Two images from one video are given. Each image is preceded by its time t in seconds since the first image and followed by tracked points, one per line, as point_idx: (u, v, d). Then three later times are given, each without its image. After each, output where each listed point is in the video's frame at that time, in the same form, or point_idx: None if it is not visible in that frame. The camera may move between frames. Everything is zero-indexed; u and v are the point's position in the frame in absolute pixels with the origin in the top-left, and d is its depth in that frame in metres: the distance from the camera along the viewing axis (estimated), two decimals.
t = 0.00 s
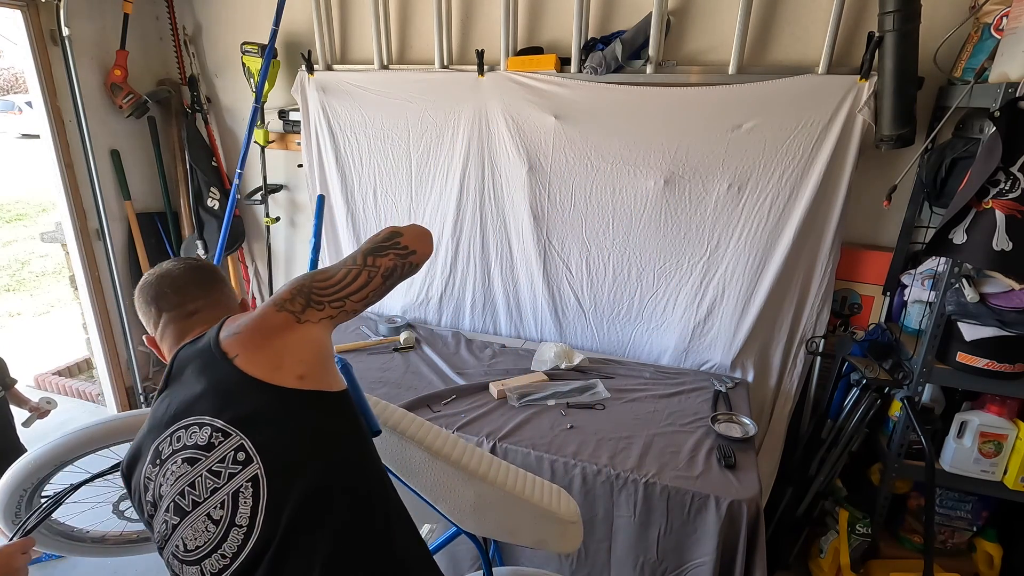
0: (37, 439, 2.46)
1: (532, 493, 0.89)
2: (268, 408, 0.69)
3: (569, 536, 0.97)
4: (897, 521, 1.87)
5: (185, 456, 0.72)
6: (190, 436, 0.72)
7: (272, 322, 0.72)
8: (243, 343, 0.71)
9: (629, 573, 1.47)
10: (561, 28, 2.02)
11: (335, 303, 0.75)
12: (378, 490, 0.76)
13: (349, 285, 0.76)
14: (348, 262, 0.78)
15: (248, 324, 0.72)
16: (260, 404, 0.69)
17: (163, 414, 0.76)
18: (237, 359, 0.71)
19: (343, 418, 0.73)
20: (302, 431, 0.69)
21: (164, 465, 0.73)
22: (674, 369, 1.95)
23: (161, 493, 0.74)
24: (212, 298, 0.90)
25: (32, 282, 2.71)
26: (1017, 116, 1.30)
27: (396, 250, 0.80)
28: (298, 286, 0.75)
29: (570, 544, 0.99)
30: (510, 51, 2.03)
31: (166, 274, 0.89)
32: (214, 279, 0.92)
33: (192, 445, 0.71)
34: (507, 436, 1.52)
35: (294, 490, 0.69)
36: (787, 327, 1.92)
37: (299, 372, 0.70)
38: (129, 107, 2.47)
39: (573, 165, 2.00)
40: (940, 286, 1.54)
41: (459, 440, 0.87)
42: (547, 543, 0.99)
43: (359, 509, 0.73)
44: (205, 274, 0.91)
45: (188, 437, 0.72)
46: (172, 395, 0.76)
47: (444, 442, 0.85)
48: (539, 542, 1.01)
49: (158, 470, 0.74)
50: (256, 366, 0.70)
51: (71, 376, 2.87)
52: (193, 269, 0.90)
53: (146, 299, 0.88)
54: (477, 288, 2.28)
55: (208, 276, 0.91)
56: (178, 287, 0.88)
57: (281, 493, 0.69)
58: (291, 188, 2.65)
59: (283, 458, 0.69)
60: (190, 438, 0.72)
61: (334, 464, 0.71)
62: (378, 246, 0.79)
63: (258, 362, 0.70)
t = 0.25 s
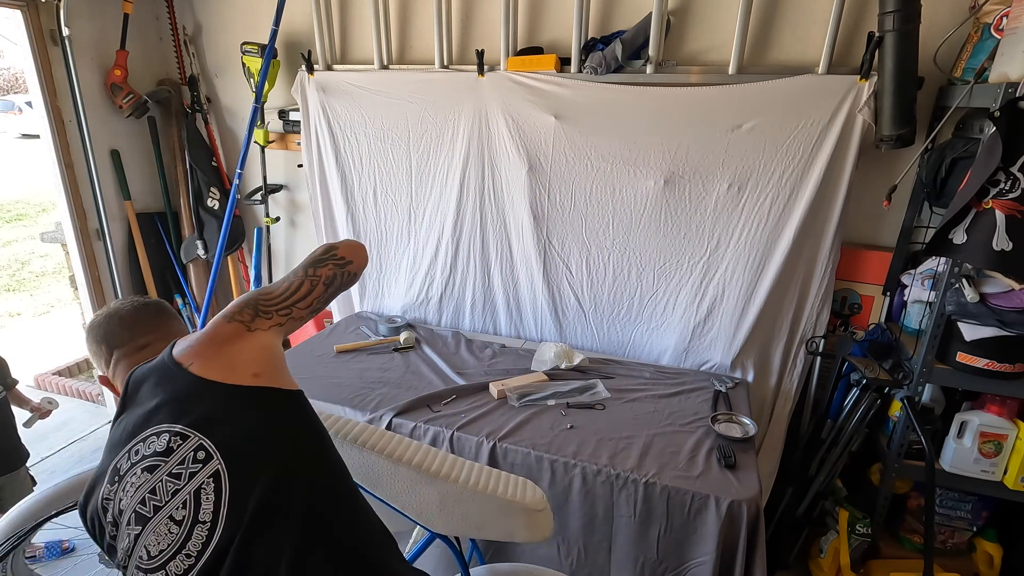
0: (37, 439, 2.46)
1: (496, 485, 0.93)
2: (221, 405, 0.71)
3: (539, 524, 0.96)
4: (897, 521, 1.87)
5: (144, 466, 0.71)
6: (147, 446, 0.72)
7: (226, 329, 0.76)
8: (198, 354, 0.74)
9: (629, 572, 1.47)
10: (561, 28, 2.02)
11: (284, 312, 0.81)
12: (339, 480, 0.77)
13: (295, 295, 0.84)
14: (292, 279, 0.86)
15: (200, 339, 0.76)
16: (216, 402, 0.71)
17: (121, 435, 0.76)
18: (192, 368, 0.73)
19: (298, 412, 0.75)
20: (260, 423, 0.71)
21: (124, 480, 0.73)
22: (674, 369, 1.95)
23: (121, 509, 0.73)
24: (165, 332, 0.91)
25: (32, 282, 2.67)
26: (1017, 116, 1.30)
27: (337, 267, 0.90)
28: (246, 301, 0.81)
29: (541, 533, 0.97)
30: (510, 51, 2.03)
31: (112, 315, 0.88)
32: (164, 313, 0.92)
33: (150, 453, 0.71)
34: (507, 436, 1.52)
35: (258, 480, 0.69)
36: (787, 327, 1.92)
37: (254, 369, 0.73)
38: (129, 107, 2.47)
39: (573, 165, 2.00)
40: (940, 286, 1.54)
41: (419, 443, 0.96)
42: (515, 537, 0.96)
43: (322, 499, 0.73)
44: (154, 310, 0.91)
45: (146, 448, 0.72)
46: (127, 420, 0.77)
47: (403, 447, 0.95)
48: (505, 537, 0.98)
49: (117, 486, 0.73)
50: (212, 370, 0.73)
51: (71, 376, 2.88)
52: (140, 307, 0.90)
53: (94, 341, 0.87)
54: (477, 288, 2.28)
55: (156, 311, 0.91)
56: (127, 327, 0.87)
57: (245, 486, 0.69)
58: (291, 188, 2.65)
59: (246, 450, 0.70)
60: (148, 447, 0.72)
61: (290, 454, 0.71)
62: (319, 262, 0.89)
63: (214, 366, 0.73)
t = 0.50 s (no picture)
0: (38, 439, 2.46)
1: (459, 482, 1.00)
2: (188, 409, 0.74)
3: (509, 514, 1.02)
4: (897, 520, 1.87)
5: (116, 478, 0.73)
6: (117, 458, 0.74)
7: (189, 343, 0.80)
8: (163, 370, 0.77)
9: (630, 573, 1.47)
10: (561, 28, 2.02)
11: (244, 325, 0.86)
12: (314, 473, 0.77)
13: (252, 310, 0.89)
14: (249, 297, 0.92)
15: (164, 357, 0.79)
16: (182, 408, 0.74)
17: (90, 457, 0.77)
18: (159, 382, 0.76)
19: (264, 410, 0.77)
20: (225, 423, 0.73)
21: (97, 495, 0.74)
22: (674, 369, 1.95)
23: (96, 524, 0.73)
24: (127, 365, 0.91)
25: (32, 282, 2.62)
26: (1017, 116, 1.30)
27: (292, 284, 0.97)
28: (207, 318, 0.85)
29: (512, 522, 1.03)
30: (510, 51, 2.03)
31: (67, 356, 0.88)
32: (123, 348, 0.92)
33: (121, 464, 0.73)
34: (507, 436, 1.52)
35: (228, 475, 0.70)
36: (787, 327, 1.92)
37: (218, 375, 0.77)
38: (129, 107, 2.47)
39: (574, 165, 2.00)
40: (940, 286, 1.54)
41: (388, 452, 1.04)
42: (488, 529, 1.03)
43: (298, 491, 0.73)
44: (113, 346, 0.91)
45: (116, 460, 0.74)
46: (94, 443, 0.78)
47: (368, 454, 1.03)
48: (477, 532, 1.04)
49: (91, 503, 0.74)
50: (178, 382, 0.76)
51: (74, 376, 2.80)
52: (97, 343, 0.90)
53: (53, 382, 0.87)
54: (477, 288, 2.28)
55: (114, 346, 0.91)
56: (87, 364, 0.88)
57: (217, 483, 0.70)
58: (291, 188, 2.65)
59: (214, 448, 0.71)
60: (118, 459, 0.73)
61: (257, 448, 0.73)
62: (275, 279, 0.96)
63: (179, 377, 0.76)
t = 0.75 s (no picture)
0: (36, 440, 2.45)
1: (429, 481, 1.19)
2: (174, 412, 0.78)
3: (477, 505, 1.18)
4: (897, 521, 1.87)
5: (105, 486, 0.74)
6: (105, 468, 0.75)
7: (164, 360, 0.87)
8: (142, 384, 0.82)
9: (630, 573, 1.47)
10: (561, 28, 2.02)
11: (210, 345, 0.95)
12: (301, 463, 0.82)
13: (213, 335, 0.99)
14: (207, 325, 1.01)
15: (139, 376, 0.84)
16: (169, 413, 0.78)
17: (71, 475, 0.78)
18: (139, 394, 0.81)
19: (246, 409, 0.82)
20: (213, 423, 0.77)
21: (88, 506, 0.75)
22: (674, 369, 1.95)
23: (89, 535, 0.74)
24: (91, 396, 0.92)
25: (32, 282, 2.61)
26: (1017, 116, 1.30)
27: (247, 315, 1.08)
28: (172, 341, 0.92)
29: (483, 511, 1.18)
30: (510, 51, 2.03)
31: (27, 393, 0.87)
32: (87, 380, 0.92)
33: (110, 472, 0.75)
34: (507, 436, 1.52)
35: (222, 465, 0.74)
36: (787, 327, 1.93)
37: (199, 378, 0.84)
38: (130, 107, 2.47)
39: (574, 165, 2.00)
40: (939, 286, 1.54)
41: (374, 467, 1.24)
42: (459, 523, 1.16)
43: (288, 476, 0.78)
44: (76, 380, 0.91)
45: (105, 470, 0.75)
46: (73, 463, 0.79)
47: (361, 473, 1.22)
48: (447, 526, 1.16)
49: (82, 514, 0.75)
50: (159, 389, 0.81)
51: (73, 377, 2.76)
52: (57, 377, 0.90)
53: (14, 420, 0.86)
54: (477, 288, 2.28)
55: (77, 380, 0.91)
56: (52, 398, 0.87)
57: (213, 475, 0.74)
58: (291, 188, 2.65)
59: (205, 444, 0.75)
60: (107, 469, 0.75)
61: (246, 442, 0.77)
62: (231, 309, 1.06)
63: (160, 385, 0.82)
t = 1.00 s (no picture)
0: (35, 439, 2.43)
1: (415, 481, 1.21)
2: (171, 410, 0.79)
3: (459, 499, 1.19)
4: (897, 520, 1.87)
5: (106, 482, 0.74)
6: (104, 467, 0.75)
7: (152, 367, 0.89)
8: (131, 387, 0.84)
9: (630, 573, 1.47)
10: (561, 28, 2.02)
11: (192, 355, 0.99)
12: (299, 454, 0.83)
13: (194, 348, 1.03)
14: (187, 340, 1.04)
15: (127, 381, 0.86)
16: (164, 411, 0.79)
17: (63, 482, 0.77)
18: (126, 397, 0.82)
19: (239, 405, 0.83)
20: (210, 419, 0.78)
21: (89, 504, 0.73)
22: (674, 369, 1.95)
23: (91, 533, 0.73)
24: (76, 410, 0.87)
25: (32, 282, 2.60)
26: (1017, 116, 1.30)
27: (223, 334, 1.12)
28: (156, 351, 0.95)
29: (464, 506, 1.19)
30: (510, 51, 2.03)
31: (6, 411, 0.82)
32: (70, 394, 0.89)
33: (111, 468, 0.74)
34: (507, 436, 1.52)
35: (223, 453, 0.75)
36: (787, 328, 1.93)
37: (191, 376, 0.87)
38: (129, 107, 2.47)
39: (574, 165, 2.00)
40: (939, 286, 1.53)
41: (364, 474, 1.25)
42: (441, 521, 1.16)
43: (288, 464, 0.80)
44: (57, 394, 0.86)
45: (104, 468, 0.75)
46: (65, 471, 0.78)
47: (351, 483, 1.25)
48: (432, 524, 1.15)
49: (82, 514, 0.73)
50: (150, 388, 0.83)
51: (71, 376, 2.75)
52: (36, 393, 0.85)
53: None
54: (477, 288, 2.28)
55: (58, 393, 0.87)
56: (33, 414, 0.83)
57: (216, 464, 0.74)
58: (291, 188, 2.65)
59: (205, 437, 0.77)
60: (106, 467, 0.75)
61: (246, 434, 0.78)
62: (208, 325, 1.10)
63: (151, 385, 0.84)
